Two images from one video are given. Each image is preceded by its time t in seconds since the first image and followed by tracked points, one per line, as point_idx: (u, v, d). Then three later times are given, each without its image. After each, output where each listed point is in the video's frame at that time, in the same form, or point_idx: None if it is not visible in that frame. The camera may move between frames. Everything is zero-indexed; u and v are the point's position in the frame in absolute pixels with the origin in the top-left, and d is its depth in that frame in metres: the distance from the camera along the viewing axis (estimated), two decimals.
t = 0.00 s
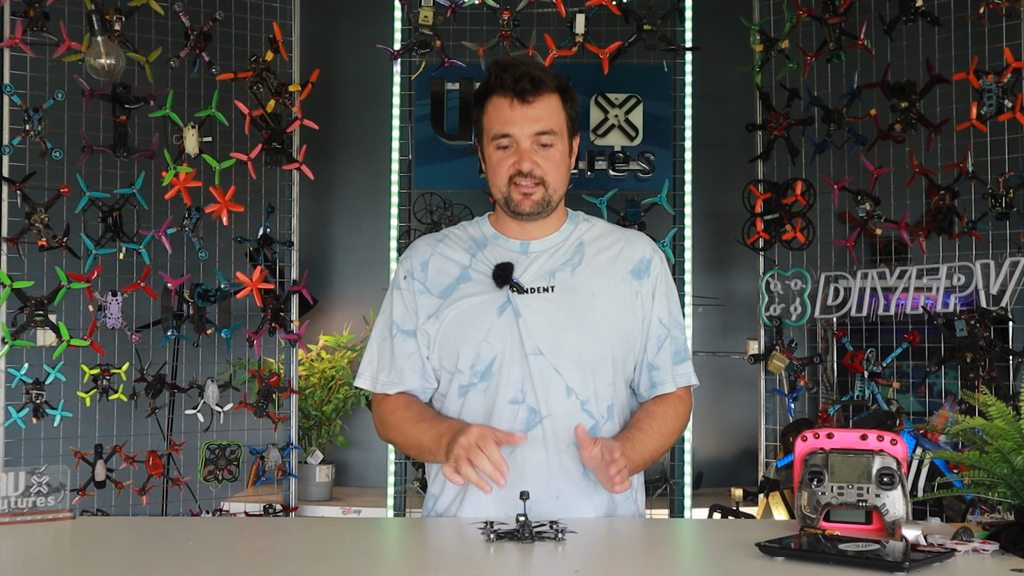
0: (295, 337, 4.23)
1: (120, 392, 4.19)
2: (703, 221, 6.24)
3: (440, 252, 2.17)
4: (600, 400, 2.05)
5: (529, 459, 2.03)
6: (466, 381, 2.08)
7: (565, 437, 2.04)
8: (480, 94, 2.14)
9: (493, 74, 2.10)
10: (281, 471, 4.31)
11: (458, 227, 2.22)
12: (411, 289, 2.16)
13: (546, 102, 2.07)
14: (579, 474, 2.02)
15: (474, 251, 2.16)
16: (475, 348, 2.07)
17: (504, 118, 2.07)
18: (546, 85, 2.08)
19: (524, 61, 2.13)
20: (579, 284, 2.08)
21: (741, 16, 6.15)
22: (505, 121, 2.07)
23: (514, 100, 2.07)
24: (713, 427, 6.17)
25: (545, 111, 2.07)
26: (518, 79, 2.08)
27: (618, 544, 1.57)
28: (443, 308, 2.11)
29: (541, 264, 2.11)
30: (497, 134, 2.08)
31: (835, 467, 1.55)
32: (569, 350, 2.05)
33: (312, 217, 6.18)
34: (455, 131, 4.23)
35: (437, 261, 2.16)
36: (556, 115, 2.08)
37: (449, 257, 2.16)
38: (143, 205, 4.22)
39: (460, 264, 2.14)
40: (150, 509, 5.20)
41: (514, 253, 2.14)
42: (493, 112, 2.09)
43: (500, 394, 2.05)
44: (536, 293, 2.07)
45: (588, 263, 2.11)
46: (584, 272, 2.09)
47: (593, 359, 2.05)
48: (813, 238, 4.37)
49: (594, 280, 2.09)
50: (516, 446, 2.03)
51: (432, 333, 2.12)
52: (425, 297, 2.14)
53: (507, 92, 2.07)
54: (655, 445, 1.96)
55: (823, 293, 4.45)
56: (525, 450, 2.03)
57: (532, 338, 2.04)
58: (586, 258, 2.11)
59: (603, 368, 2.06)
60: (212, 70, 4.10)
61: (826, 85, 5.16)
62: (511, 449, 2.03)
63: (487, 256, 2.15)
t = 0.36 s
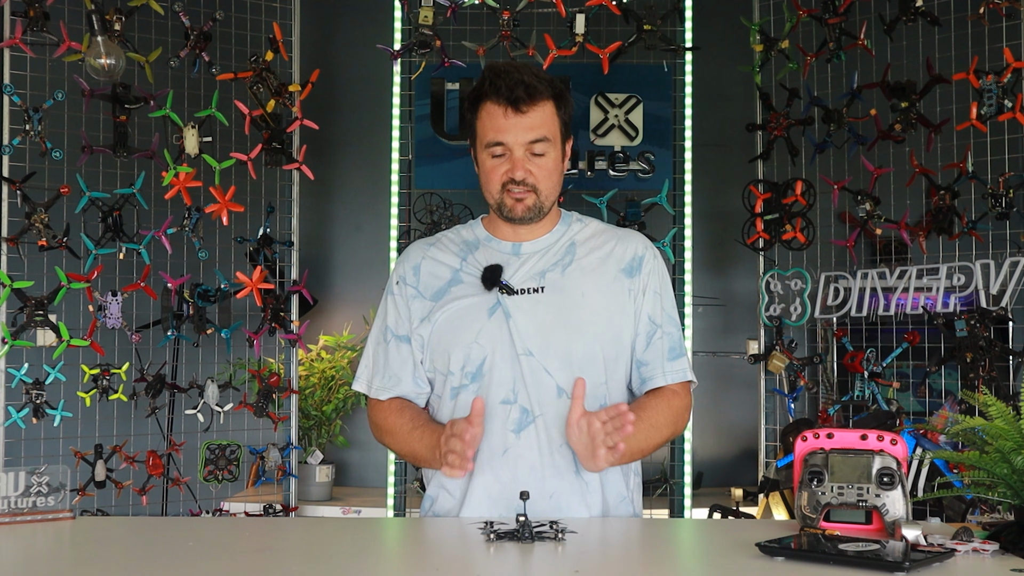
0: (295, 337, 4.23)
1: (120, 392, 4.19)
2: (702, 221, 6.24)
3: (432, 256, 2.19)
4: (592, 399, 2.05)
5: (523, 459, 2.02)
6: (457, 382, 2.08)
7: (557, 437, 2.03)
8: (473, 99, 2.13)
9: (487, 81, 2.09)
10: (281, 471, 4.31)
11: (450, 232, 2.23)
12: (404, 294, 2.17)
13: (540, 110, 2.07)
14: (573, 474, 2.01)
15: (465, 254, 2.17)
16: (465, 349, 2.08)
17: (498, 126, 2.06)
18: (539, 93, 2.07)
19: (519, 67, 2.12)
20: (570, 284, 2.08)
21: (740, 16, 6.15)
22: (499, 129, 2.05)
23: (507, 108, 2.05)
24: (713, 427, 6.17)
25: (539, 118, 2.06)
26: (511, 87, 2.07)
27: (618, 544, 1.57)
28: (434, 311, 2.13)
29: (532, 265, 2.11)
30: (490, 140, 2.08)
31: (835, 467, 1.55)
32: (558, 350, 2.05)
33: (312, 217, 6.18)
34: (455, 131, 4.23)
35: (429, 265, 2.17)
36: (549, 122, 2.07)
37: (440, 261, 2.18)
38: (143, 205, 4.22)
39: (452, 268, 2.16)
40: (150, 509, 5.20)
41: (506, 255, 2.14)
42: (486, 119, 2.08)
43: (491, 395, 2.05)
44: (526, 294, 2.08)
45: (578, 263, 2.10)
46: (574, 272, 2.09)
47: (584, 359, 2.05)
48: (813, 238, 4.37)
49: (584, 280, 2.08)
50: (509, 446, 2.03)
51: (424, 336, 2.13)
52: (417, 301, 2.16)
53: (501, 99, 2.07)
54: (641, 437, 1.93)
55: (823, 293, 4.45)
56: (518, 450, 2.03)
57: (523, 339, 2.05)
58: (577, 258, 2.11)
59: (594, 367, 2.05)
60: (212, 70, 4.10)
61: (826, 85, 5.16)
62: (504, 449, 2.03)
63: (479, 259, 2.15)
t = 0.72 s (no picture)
0: (295, 337, 4.24)
1: (120, 392, 4.19)
2: (702, 221, 6.25)
3: (434, 254, 2.19)
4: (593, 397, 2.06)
5: (525, 458, 2.02)
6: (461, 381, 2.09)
7: (557, 435, 2.03)
8: (469, 96, 2.18)
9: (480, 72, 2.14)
10: (281, 471, 4.31)
11: (452, 229, 2.23)
12: (405, 290, 2.17)
13: (531, 96, 2.10)
14: (573, 472, 2.01)
15: (467, 253, 2.18)
16: (469, 349, 2.09)
17: (490, 111, 2.10)
18: (531, 79, 2.11)
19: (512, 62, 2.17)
20: (570, 282, 2.08)
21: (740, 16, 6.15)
22: (491, 114, 2.09)
23: (500, 93, 2.10)
24: (713, 427, 6.17)
25: (530, 103, 2.09)
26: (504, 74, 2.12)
27: (619, 544, 1.57)
28: (437, 308, 2.14)
29: (532, 264, 2.12)
30: (483, 127, 2.10)
31: (835, 467, 1.55)
32: (560, 349, 2.06)
33: (312, 217, 6.18)
34: (455, 131, 4.23)
35: (430, 263, 2.18)
36: (541, 108, 2.10)
37: (442, 259, 2.18)
38: (143, 205, 4.22)
39: (454, 265, 2.16)
40: (150, 509, 5.20)
41: (506, 255, 2.14)
42: (480, 107, 2.12)
43: (494, 394, 2.04)
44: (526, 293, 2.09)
45: (578, 261, 2.10)
46: (574, 270, 2.09)
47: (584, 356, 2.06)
48: (813, 238, 4.37)
49: (585, 278, 2.08)
50: (511, 445, 2.02)
51: (425, 333, 2.14)
52: (419, 298, 2.16)
53: (493, 88, 2.11)
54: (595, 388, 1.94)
55: (823, 293, 4.45)
56: (520, 449, 2.02)
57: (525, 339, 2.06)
58: (576, 256, 2.11)
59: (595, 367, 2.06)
60: (212, 69, 4.10)
61: (826, 85, 5.16)
62: (506, 448, 2.02)
63: (480, 257, 2.15)
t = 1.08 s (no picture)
0: (295, 337, 4.24)
1: (120, 392, 4.19)
2: (702, 221, 6.25)
3: (434, 256, 2.19)
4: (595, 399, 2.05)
5: (526, 461, 2.01)
6: (462, 385, 2.09)
7: (561, 439, 2.02)
8: (471, 95, 2.18)
9: (484, 72, 2.14)
10: (281, 471, 4.31)
11: (452, 232, 2.23)
12: (405, 292, 2.17)
13: (534, 97, 2.10)
14: (575, 475, 2.01)
15: (467, 255, 2.18)
16: (470, 353, 2.09)
17: (494, 110, 2.10)
18: (535, 79, 2.11)
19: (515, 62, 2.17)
20: (570, 284, 2.08)
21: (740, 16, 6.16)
22: (495, 113, 2.09)
23: (504, 92, 2.10)
24: (714, 427, 6.17)
25: (534, 103, 2.09)
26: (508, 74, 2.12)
27: (618, 544, 1.57)
28: (436, 312, 2.14)
29: (532, 266, 2.11)
30: (487, 126, 2.10)
31: (835, 467, 1.55)
32: (561, 353, 2.06)
33: (312, 217, 6.18)
34: (455, 131, 4.23)
35: (430, 265, 2.18)
36: (545, 108, 2.10)
37: (442, 260, 2.18)
38: (143, 205, 4.22)
39: (453, 268, 2.16)
40: (150, 509, 5.20)
41: (506, 257, 2.14)
42: (483, 106, 2.12)
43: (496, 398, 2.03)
44: (526, 296, 2.09)
45: (578, 263, 2.10)
46: (574, 273, 2.09)
47: (586, 360, 2.06)
48: (813, 238, 4.37)
49: (584, 280, 2.08)
50: (513, 448, 2.02)
51: (425, 337, 2.14)
52: (418, 301, 2.16)
53: (497, 87, 2.11)
54: (596, 413, 1.95)
55: (823, 293, 4.45)
56: (522, 452, 2.02)
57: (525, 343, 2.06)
58: (575, 258, 2.11)
59: (595, 368, 2.06)
60: (212, 70, 4.10)
61: (826, 85, 5.16)
62: (507, 451, 2.02)
63: (480, 259, 2.15)
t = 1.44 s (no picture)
0: (295, 337, 4.24)
1: (120, 392, 4.19)
2: (702, 221, 6.25)
3: (436, 255, 2.19)
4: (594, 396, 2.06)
5: (526, 458, 2.02)
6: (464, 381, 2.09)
7: (561, 435, 2.03)
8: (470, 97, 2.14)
9: (482, 78, 2.10)
10: (281, 471, 4.31)
11: (453, 231, 2.23)
12: (406, 289, 2.17)
13: (534, 105, 2.07)
14: (574, 471, 2.00)
15: (468, 254, 2.19)
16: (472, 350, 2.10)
17: (493, 121, 2.07)
18: (534, 88, 2.08)
19: (514, 63, 2.13)
20: (568, 282, 2.10)
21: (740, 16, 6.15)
22: (494, 124, 2.07)
23: (503, 102, 2.07)
24: (713, 427, 6.17)
25: (534, 112, 2.07)
26: (506, 81, 2.08)
27: (619, 544, 1.57)
28: (437, 309, 2.15)
29: (532, 264, 2.14)
30: (486, 135, 2.08)
31: (835, 467, 1.55)
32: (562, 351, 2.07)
33: (312, 217, 6.18)
34: (454, 131, 4.23)
35: (432, 263, 2.17)
36: (545, 116, 2.08)
37: (443, 259, 2.18)
38: (143, 205, 4.21)
39: (455, 267, 2.17)
40: (150, 509, 5.20)
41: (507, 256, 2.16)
42: (482, 114, 2.09)
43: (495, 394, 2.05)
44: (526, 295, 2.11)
45: (577, 262, 2.11)
46: (573, 272, 2.10)
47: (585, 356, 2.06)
48: (813, 238, 4.37)
49: (584, 278, 2.09)
50: (512, 444, 2.02)
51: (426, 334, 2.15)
52: (420, 296, 2.16)
53: (496, 95, 2.08)
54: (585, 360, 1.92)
55: (823, 293, 4.45)
56: (521, 448, 2.02)
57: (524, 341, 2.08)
58: (575, 256, 2.12)
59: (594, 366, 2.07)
60: (212, 69, 4.10)
61: (826, 85, 5.16)
62: (507, 447, 2.02)
63: (481, 258, 2.17)
